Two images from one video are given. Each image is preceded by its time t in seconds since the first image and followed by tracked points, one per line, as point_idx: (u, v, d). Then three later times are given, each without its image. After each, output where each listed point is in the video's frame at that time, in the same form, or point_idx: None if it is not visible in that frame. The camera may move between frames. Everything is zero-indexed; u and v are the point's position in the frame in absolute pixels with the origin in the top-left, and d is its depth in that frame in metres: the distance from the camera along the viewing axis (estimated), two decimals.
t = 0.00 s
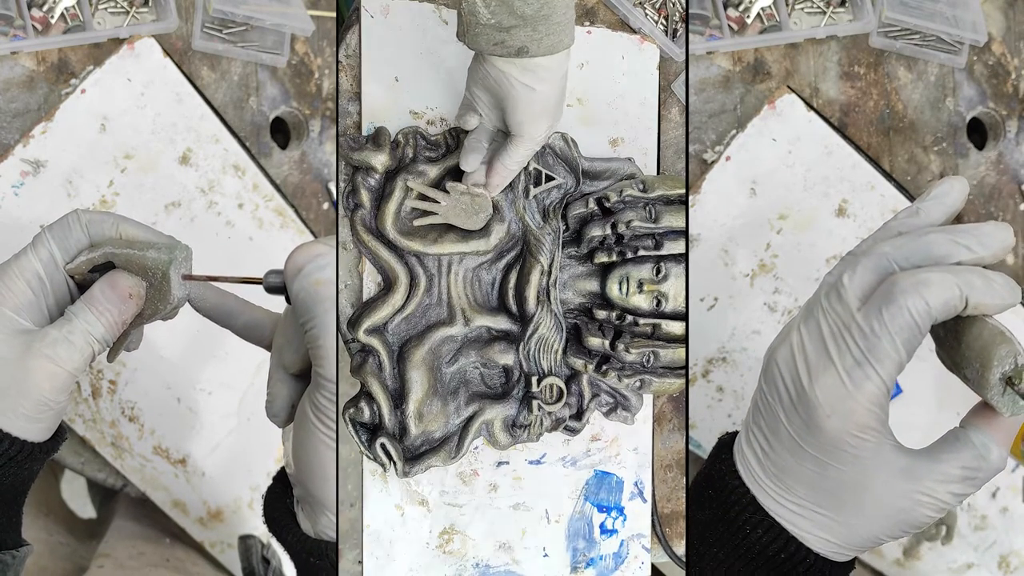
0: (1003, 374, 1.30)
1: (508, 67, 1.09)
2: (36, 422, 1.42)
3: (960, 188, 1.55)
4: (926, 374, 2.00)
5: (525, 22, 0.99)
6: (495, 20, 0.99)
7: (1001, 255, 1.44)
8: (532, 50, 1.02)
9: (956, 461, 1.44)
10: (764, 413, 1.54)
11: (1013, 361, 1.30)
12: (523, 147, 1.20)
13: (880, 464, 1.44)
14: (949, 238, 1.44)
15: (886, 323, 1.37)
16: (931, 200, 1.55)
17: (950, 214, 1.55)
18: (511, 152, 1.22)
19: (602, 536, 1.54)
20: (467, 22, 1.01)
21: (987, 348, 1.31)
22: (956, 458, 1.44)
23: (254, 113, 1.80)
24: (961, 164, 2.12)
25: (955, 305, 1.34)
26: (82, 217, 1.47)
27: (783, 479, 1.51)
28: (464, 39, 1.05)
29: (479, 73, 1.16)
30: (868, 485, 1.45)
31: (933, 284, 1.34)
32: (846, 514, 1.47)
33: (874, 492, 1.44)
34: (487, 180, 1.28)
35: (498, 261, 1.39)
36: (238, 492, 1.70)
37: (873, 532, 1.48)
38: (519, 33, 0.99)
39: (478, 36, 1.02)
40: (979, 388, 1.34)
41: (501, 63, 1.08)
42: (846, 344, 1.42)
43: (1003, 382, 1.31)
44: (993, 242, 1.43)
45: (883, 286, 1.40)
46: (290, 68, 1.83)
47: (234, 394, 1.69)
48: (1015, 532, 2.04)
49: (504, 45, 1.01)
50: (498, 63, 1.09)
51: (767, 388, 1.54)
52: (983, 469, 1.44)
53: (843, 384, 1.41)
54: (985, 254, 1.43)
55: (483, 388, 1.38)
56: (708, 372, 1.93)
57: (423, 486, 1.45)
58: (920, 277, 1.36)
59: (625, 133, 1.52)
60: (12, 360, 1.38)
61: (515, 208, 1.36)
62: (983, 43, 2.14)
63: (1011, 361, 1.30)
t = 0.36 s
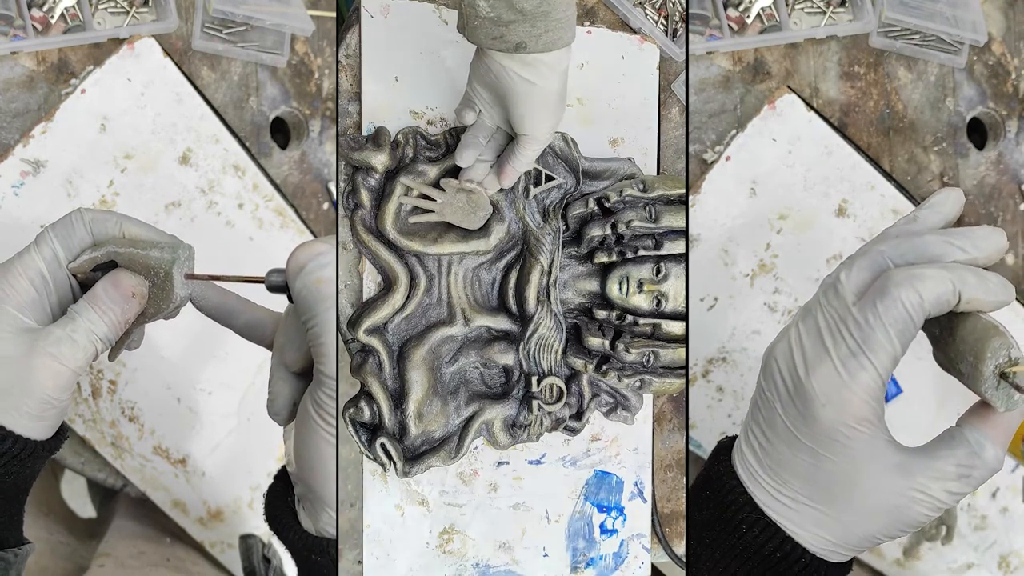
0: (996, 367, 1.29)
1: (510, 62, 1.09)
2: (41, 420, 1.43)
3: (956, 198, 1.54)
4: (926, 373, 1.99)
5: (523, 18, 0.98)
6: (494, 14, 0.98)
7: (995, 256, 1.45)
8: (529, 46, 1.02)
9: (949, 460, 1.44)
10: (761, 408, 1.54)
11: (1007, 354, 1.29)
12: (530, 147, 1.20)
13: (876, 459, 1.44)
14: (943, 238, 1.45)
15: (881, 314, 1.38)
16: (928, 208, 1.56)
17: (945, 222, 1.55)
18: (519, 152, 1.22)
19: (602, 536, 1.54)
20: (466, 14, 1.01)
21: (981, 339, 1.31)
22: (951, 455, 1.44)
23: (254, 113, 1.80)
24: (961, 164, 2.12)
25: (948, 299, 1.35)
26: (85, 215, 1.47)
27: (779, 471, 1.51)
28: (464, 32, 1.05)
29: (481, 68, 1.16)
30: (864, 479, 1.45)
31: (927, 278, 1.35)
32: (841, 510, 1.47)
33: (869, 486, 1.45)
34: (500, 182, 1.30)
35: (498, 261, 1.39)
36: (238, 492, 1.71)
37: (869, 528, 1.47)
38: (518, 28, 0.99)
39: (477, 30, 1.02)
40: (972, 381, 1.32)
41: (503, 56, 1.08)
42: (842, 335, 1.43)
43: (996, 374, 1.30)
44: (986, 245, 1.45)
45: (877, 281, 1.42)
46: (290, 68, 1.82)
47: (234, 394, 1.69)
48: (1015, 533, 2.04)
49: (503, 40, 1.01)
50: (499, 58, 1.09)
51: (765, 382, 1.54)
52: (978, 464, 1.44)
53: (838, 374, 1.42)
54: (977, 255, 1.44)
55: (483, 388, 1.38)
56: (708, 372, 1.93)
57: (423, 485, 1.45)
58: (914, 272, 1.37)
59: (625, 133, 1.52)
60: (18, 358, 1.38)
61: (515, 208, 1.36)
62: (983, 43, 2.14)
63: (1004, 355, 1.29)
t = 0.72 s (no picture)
0: (987, 328, 1.25)
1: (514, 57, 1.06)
2: (43, 419, 1.43)
3: (929, 197, 1.55)
4: (927, 373, 2.00)
5: (528, 11, 0.97)
6: (499, 7, 0.97)
7: (973, 241, 1.46)
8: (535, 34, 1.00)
9: (950, 427, 1.46)
10: (762, 401, 1.55)
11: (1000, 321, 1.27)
12: (535, 146, 1.20)
13: (875, 443, 1.45)
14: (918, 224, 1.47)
15: (867, 292, 1.40)
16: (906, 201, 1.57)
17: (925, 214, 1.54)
18: (524, 152, 1.22)
19: (602, 536, 1.54)
20: (471, 6, 0.99)
21: (967, 307, 1.28)
22: (949, 423, 1.45)
23: (254, 113, 1.80)
24: (961, 164, 2.12)
25: (931, 271, 1.35)
26: (87, 215, 1.47)
27: (784, 463, 1.51)
28: (467, 23, 1.02)
29: (486, 62, 1.13)
30: (867, 466, 1.45)
31: (906, 253, 1.37)
32: (846, 499, 1.48)
33: (871, 473, 1.46)
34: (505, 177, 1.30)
35: (498, 261, 1.39)
36: (238, 492, 1.70)
37: (880, 510, 1.48)
38: (523, 21, 0.98)
39: (481, 22, 1.00)
40: (968, 349, 1.27)
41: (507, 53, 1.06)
42: (832, 318, 1.44)
43: (989, 337, 1.26)
44: (959, 226, 1.45)
45: (860, 263, 1.44)
46: (290, 68, 1.83)
47: (234, 394, 1.69)
48: (1015, 532, 2.04)
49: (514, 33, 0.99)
50: (505, 52, 1.06)
51: (763, 374, 1.55)
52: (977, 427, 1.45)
53: (833, 355, 1.43)
54: (953, 238, 1.45)
55: (483, 388, 1.38)
56: (708, 372, 1.93)
57: (423, 485, 1.45)
58: (894, 250, 1.39)
59: (625, 133, 1.52)
60: (19, 358, 1.38)
61: (515, 208, 1.35)
62: (983, 43, 2.14)
63: (993, 315, 1.25)
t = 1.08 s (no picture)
0: (986, 329, 1.28)
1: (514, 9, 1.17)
2: (45, 420, 1.43)
3: (926, 196, 1.58)
4: (926, 374, 2.00)
5: None
6: None
7: (971, 242, 1.48)
8: None
9: (950, 426, 1.47)
10: (760, 404, 1.54)
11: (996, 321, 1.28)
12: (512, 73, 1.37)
13: (874, 441, 1.46)
14: (914, 224, 1.49)
15: (865, 294, 1.40)
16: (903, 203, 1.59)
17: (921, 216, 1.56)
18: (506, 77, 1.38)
19: (602, 536, 1.54)
20: None
21: (966, 308, 1.30)
22: (949, 422, 1.47)
23: (254, 113, 1.80)
24: (961, 163, 2.12)
25: (928, 274, 1.38)
26: (88, 215, 1.47)
27: (784, 465, 1.51)
28: None
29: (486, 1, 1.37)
30: (867, 463, 1.46)
31: (905, 256, 1.38)
32: (847, 497, 1.48)
33: (871, 470, 1.46)
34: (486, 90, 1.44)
35: (498, 261, 1.39)
36: (238, 492, 1.71)
37: (879, 511, 1.48)
38: None
39: None
40: (966, 350, 1.30)
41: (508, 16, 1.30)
42: (830, 320, 1.44)
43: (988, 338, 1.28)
44: (955, 229, 1.47)
45: (858, 264, 1.44)
46: (290, 68, 1.83)
47: (234, 394, 1.69)
48: (1015, 533, 2.05)
49: None
50: None
51: (761, 377, 1.54)
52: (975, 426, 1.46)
53: (832, 356, 1.43)
54: (949, 239, 1.47)
55: (483, 388, 1.38)
56: (708, 372, 1.93)
57: (423, 485, 1.45)
58: (892, 252, 1.40)
59: (625, 133, 1.52)
60: (21, 359, 1.38)
61: (515, 208, 1.35)
62: (983, 43, 2.15)
63: (992, 317, 1.28)
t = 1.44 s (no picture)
0: (992, 336, 1.26)
1: None
2: (45, 422, 1.42)
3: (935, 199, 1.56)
4: (927, 374, 2.00)
5: None
6: None
7: (980, 246, 1.46)
8: None
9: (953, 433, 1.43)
10: (764, 405, 1.54)
11: (1003, 327, 1.26)
12: None
13: (876, 441, 1.44)
14: (925, 227, 1.47)
15: (872, 297, 1.39)
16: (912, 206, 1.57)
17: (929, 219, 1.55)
18: None
19: (602, 536, 1.54)
20: None
21: (973, 313, 1.28)
22: (953, 428, 1.44)
23: (254, 113, 1.81)
24: (962, 163, 2.12)
25: (937, 278, 1.36)
26: (89, 215, 1.47)
27: (787, 464, 1.51)
28: None
29: None
30: (869, 464, 1.44)
31: (913, 260, 1.37)
32: (849, 497, 1.47)
33: (872, 471, 1.45)
34: None
35: (498, 261, 1.39)
36: (238, 492, 1.71)
37: (883, 514, 1.47)
38: None
39: None
40: (972, 355, 1.28)
41: None
42: (837, 323, 1.43)
43: (995, 345, 1.27)
44: (964, 233, 1.46)
45: (866, 267, 1.43)
46: (290, 69, 1.83)
47: (234, 394, 1.69)
48: (1015, 532, 2.05)
49: None
50: None
51: (767, 376, 1.55)
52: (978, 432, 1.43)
53: (838, 359, 1.43)
54: (960, 242, 1.45)
55: (483, 388, 1.38)
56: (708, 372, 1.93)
57: (423, 486, 1.45)
58: (900, 256, 1.39)
59: (625, 133, 1.52)
60: (24, 359, 1.38)
61: (515, 208, 1.35)
62: (983, 43, 2.15)
63: (999, 323, 1.26)
